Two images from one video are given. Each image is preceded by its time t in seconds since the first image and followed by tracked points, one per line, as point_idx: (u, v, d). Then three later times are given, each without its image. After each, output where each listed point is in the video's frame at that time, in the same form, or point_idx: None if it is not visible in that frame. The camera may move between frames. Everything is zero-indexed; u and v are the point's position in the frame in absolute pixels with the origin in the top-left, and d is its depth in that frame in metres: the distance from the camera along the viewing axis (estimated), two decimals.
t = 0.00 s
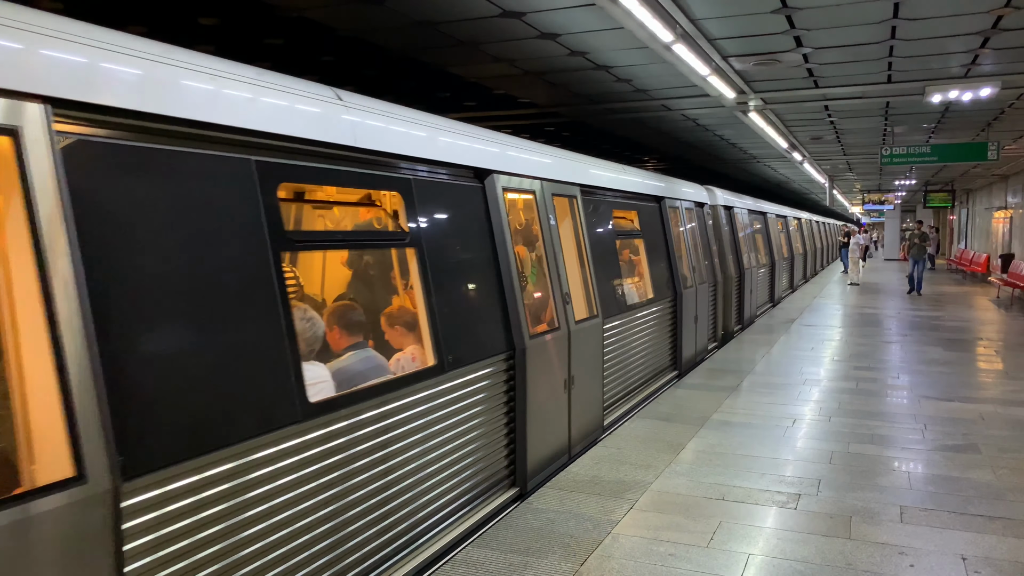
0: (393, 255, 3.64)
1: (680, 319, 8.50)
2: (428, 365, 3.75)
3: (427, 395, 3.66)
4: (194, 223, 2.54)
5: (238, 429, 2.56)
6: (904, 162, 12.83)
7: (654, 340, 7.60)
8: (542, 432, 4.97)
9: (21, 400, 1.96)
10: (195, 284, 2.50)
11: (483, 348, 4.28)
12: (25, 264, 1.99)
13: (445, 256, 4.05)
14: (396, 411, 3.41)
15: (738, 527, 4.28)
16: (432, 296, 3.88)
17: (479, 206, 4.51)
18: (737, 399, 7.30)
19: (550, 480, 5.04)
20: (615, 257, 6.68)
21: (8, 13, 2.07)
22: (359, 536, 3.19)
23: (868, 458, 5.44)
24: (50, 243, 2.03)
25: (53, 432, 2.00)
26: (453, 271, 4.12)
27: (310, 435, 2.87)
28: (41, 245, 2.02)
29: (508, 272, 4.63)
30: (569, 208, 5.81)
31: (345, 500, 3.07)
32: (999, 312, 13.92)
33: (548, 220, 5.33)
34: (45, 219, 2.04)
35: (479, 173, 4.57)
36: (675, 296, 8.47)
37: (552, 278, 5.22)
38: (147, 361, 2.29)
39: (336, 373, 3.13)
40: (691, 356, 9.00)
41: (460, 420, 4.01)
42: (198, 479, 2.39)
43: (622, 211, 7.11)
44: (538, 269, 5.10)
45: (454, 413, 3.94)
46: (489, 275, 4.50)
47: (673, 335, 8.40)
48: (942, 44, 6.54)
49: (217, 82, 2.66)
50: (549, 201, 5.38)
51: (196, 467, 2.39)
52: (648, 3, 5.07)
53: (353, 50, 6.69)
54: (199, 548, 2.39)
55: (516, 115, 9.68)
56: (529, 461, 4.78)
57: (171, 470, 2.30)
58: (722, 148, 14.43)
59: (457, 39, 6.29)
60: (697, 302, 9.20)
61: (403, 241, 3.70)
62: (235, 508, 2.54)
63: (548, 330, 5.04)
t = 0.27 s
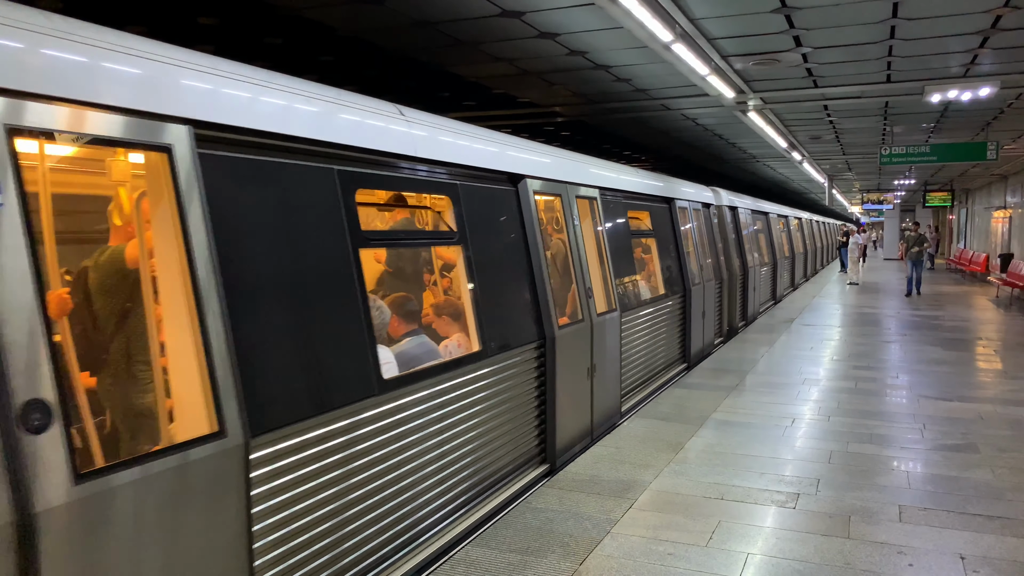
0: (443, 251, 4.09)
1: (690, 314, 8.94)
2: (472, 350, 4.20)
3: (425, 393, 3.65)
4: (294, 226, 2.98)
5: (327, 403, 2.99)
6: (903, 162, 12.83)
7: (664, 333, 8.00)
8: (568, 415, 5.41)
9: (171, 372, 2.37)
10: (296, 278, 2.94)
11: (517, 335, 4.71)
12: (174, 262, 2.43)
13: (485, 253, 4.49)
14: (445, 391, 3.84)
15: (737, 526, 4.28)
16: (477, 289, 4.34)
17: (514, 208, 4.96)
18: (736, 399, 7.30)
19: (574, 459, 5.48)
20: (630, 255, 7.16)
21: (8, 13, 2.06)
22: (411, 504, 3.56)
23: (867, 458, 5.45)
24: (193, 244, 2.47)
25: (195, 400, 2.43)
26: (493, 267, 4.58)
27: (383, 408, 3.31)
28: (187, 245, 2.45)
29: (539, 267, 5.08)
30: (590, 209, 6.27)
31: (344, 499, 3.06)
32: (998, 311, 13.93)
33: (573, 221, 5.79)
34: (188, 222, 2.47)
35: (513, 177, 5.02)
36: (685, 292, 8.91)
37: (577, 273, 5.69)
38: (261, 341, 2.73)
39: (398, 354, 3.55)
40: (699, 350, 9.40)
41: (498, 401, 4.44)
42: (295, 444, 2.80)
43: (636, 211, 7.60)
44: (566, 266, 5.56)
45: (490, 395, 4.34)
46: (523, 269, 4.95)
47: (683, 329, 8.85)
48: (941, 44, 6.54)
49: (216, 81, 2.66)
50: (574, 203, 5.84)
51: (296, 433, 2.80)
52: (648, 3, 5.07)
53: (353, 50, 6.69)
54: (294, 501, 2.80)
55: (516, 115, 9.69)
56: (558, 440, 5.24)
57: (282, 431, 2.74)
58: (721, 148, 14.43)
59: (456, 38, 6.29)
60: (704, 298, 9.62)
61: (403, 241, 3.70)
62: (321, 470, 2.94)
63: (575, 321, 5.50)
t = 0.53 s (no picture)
0: (480, 250, 4.54)
1: (698, 310, 9.31)
2: (505, 340, 4.64)
3: (425, 394, 3.64)
4: (361, 226, 3.39)
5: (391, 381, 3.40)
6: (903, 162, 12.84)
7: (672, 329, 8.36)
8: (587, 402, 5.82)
9: (271, 350, 2.76)
10: (363, 273, 3.36)
11: (543, 327, 5.11)
12: (273, 255, 2.82)
13: (516, 251, 4.92)
14: (484, 376, 4.25)
15: (737, 526, 4.28)
16: (511, 285, 4.79)
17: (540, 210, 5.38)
18: (736, 399, 7.30)
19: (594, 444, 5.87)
20: (643, 254, 7.58)
21: (10, 12, 2.07)
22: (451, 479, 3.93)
23: (866, 458, 5.46)
24: (288, 240, 2.87)
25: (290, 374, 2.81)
26: (523, 265, 4.99)
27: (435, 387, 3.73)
28: (284, 242, 2.85)
29: (564, 265, 5.50)
30: (608, 210, 6.69)
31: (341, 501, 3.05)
32: (998, 311, 13.93)
33: (592, 223, 6.21)
34: (283, 222, 2.86)
35: (539, 181, 5.42)
36: (693, 289, 9.30)
37: (597, 269, 6.13)
38: (339, 327, 3.16)
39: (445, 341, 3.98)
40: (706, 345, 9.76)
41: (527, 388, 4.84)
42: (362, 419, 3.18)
43: (648, 213, 8.02)
44: (586, 264, 5.98)
45: (520, 383, 4.72)
46: (551, 266, 5.37)
47: (692, 324, 9.22)
48: (941, 44, 6.55)
49: (217, 80, 2.67)
50: (592, 206, 6.26)
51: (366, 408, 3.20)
52: (648, 3, 5.07)
53: (353, 49, 6.69)
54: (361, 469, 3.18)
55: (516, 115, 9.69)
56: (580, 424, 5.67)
57: (358, 403, 3.16)
58: (721, 148, 14.42)
59: (456, 38, 6.28)
60: (710, 296, 9.97)
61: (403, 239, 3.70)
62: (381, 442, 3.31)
63: (594, 315, 5.91)
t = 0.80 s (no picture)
0: (510, 248, 4.89)
1: (706, 307, 9.68)
2: (533, 332, 4.96)
3: (425, 392, 3.65)
4: (409, 227, 3.76)
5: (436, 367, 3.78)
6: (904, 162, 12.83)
7: (681, 326, 8.66)
8: (605, 392, 6.15)
9: (339, 336, 3.12)
10: (416, 267, 3.75)
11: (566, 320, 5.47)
12: (341, 253, 3.19)
13: (540, 249, 5.26)
14: (515, 365, 4.61)
15: (738, 526, 4.28)
16: (539, 280, 5.14)
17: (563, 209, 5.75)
18: (737, 399, 7.30)
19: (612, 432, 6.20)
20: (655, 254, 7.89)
21: (11, 11, 2.07)
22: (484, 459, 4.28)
23: (867, 457, 5.46)
24: (353, 242, 3.24)
25: (356, 357, 3.18)
26: (549, 261, 5.36)
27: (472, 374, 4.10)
28: (350, 239, 3.23)
29: (586, 263, 5.86)
30: (624, 211, 7.07)
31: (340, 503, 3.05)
32: (1000, 311, 13.92)
33: (610, 222, 6.59)
34: (349, 225, 3.24)
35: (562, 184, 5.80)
36: (702, 287, 9.67)
37: (613, 266, 6.49)
38: (399, 314, 3.56)
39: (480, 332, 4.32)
40: (713, 341, 10.10)
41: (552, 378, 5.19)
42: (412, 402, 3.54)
43: (659, 213, 8.39)
44: (604, 262, 6.35)
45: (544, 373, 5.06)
46: (572, 263, 5.72)
47: (700, 321, 9.58)
48: (942, 44, 6.54)
49: (218, 79, 2.66)
50: (610, 206, 6.63)
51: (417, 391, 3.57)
52: (649, 3, 5.07)
53: (354, 49, 6.69)
54: (410, 447, 3.54)
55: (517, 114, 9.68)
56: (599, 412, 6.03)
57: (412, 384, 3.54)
58: (722, 148, 14.41)
59: (457, 38, 6.28)
60: (717, 294, 10.31)
61: (402, 238, 3.69)
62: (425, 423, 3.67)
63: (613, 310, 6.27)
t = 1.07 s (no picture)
0: (534, 247, 5.22)
1: (712, 306, 10.02)
2: (556, 326, 5.31)
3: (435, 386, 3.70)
4: (448, 228, 4.11)
5: (472, 358, 4.13)
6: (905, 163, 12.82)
7: (689, 323, 9.01)
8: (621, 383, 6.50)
9: (392, 326, 3.44)
10: (452, 264, 4.10)
11: (586, 314, 5.82)
12: (393, 252, 3.54)
13: (562, 249, 5.62)
14: (540, 355, 4.96)
15: (739, 527, 4.27)
16: (560, 278, 5.49)
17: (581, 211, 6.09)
18: (738, 399, 7.30)
19: (629, 422, 6.54)
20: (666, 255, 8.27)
21: (14, 11, 2.07)
22: (512, 444, 4.63)
23: (868, 459, 5.45)
24: (402, 241, 3.59)
25: (406, 345, 3.51)
26: (568, 260, 5.69)
27: (502, 363, 4.44)
28: (397, 239, 3.56)
29: (602, 263, 6.20)
30: (635, 213, 7.42)
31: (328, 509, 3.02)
32: (1001, 313, 13.91)
33: (623, 223, 6.94)
34: (398, 226, 3.58)
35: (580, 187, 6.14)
36: (708, 286, 10.03)
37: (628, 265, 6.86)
38: (439, 307, 3.92)
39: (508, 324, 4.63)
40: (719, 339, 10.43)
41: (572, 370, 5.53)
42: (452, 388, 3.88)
43: (668, 214, 8.75)
44: (619, 261, 6.68)
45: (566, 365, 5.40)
46: (590, 261, 6.08)
47: (706, 319, 9.91)
48: (944, 45, 6.54)
49: (219, 80, 2.66)
50: (622, 208, 6.98)
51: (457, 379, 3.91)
52: (650, 3, 5.06)
53: (356, 50, 6.68)
54: (448, 429, 3.86)
55: (518, 115, 9.68)
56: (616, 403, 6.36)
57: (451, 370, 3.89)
58: (723, 148, 14.40)
59: (458, 38, 6.28)
60: (722, 293, 10.66)
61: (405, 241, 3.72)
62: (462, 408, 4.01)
63: (627, 307, 6.61)
